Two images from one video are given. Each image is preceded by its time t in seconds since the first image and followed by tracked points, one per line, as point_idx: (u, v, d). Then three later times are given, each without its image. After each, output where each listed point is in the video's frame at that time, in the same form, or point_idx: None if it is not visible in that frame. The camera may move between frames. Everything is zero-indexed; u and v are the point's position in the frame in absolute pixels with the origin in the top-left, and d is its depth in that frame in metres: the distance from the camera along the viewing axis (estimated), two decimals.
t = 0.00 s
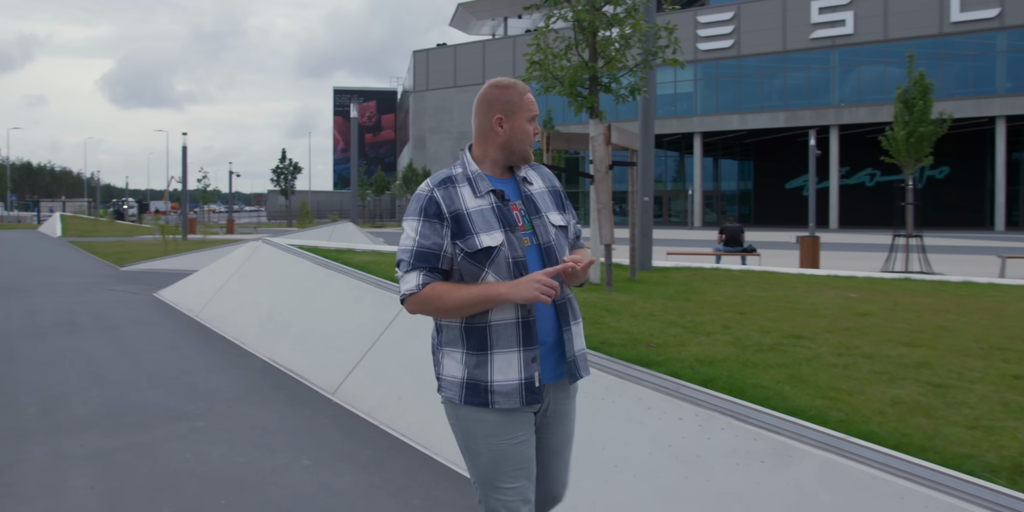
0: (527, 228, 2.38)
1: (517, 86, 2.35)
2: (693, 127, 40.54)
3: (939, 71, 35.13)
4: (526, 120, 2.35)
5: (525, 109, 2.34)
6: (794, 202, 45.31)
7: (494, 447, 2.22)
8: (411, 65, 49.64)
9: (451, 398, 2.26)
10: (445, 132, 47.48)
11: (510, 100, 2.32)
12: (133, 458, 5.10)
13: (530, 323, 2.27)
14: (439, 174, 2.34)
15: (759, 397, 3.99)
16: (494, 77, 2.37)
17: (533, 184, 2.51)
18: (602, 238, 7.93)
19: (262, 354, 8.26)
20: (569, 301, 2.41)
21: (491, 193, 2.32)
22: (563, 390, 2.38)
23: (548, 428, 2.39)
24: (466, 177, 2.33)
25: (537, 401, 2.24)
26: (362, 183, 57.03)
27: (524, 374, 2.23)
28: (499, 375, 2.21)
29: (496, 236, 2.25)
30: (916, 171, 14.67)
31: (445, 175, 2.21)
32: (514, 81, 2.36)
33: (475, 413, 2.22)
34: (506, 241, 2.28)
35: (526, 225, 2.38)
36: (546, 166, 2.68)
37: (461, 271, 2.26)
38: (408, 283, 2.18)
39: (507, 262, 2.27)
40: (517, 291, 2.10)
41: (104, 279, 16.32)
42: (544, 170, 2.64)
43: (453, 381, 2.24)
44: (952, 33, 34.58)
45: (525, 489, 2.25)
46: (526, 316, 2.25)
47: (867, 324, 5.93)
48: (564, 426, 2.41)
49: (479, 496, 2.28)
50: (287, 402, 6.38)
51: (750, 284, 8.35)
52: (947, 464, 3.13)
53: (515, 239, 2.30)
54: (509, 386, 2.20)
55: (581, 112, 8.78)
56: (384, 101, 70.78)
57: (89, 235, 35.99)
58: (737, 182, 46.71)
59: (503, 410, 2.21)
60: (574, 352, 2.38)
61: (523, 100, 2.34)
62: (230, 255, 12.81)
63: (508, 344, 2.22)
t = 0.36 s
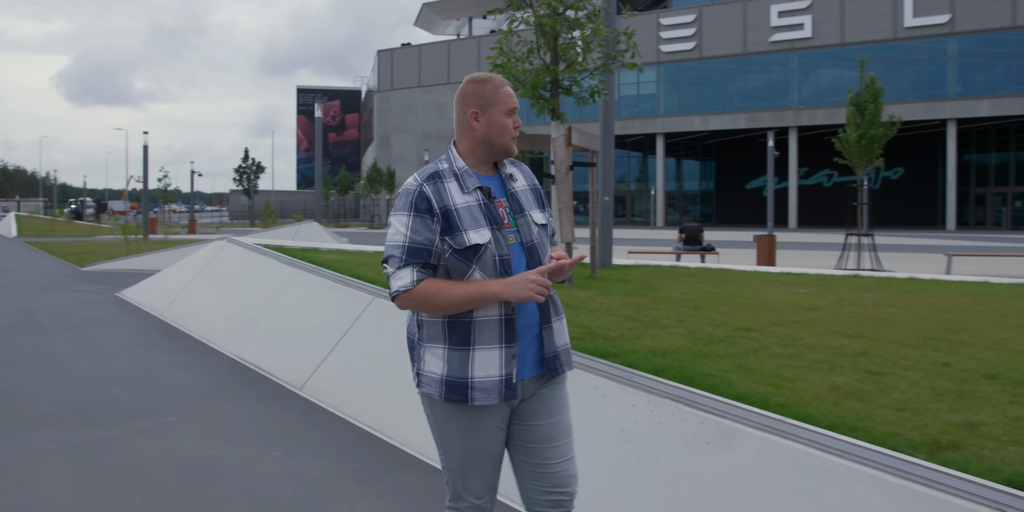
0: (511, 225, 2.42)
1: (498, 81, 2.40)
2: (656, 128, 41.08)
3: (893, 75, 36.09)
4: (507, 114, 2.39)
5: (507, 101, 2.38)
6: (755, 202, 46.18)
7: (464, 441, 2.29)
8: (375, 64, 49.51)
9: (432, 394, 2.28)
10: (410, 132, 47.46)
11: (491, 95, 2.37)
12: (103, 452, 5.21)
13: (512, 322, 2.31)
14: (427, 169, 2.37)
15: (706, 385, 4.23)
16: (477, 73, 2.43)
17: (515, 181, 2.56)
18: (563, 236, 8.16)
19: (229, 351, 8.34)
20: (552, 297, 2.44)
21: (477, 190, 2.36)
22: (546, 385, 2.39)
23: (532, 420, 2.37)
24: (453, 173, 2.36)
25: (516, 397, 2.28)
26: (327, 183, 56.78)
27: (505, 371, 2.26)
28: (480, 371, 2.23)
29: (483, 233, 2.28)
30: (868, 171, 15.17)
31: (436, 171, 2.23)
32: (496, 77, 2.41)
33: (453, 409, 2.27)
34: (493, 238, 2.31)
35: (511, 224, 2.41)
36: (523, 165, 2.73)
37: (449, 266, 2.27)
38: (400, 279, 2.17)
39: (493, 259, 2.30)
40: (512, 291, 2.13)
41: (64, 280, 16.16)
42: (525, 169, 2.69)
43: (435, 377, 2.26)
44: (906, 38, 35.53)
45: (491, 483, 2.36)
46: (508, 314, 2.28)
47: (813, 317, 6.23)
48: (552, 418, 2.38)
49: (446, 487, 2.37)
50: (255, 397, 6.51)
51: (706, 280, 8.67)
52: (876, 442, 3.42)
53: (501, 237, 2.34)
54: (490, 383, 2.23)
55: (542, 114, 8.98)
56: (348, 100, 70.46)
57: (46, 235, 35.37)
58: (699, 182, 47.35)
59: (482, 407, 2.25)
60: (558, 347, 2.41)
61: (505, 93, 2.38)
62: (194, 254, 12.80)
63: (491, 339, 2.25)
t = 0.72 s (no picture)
0: (502, 230, 2.40)
1: (484, 87, 2.37)
2: (619, 128, 41.50)
3: (850, 78, 36.96)
4: (484, 125, 2.36)
5: (486, 110, 2.34)
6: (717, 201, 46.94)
7: (437, 440, 2.33)
8: (340, 64, 49.32)
9: (412, 390, 2.33)
10: (375, 132, 47.36)
11: (471, 102, 2.34)
12: (71, 446, 5.28)
13: (495, 325, 2.29)
14: (424, 171, 2.42)
15: (655, 374, 4.46)
16: (470, 79, 2.40)
17: (515, 189, 2.53)
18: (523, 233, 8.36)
19: (194, 349, 8.39)
20: (541, 306, 2.39)
21: (470, 194, 2.38)
22: (528, 393, 2.35)
23: (512, 426, 2.33)
24: (448, 177, 2.40)
25: (492, 402, 2.26)
26: (291, 183, 56.42)
27: (482, 374, 2.25)
28: (458, 370, 2.25)
29: (469, 236, 2.29)
30: (822, 172, 15.61)
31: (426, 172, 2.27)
32: (485, 83, 2.38)
33: (431, 406, 2.30)
34: (479, 241, 2.31)
35: (503, 228, 2.40)
36: (533, 174, 2.70)
37: (433, 266, 2.30)
38: (385, 274, 2.24)
39: (478, 262, 2.30)
40: (490, 298, 2.16)
41: (23, 280, 16.01)
42: (533, 177, 2.66)
43: (416, 374, 2.31)
44: (862, 42, 36.42)
45: (463, 479, 2.40)
46: (489, 318, 2.27)
47: (761, 312, 6.50)
48: (531, 425, 2.34)
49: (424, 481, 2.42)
50: (220, 393, 6.60)
51: (663, 277, 8.94)
52: (808, 422, 3.69)
53: (488, 241, 2.33)
54: (466, 383, 2.25)
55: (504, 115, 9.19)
56: (312, 100, 70.04)
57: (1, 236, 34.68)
58: (663, 182, 47.85)
59: (457, 406, 2.27)
60: (543, 356, 2.36)
61: (485, 102, 2.34)
62: (156, 254, 12.76)
63: (469, 341, 2.26)
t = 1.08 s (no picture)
0: (505, 231, 2.46)
1: (498, 85, 2.44)
2: (587, 129, 41.81)
3: (812, 80, 37.64)
4: (496, 121, 2.43)
5: (497, 106, 2.41)
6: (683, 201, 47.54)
7: (443, 440, 2.32)
8: (307, 63, 49.07)
9: (415, 386, 2.41)
10: (342, 132, 47.17)
11: (484, 97, 2.42)
12: (37, 446, 5.34)
13: (493, 324, 2.36)
14: (436, 166, 2.53)
15: (607, 369, 4.68)
16: (487, 77, 2.49)
17: (527, 189, 2.56)
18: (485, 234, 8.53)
19: (160, 349, 8.44)
20: (542, 309, 2.43)
21: (477, 191, 2.46)
22: (526, 397, 2.41)
23: (514, 429, 2.41)
24: (459, 173, 2.50)
25: (489, 400, 2.31)
26: (257, 183, 55.99)
27: (478, 371, 2.31)
28: (456, 366, 2.32)
29: (469, 232, 2.38)
30: (781, 173, 15.99)
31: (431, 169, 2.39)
32: (499, 82, 2.45)
33: (431, 404, 2.34)
34: (480, 239, 2.39)
35: (505, 229, 2.46)
36: (557, 176, 2.72)
37: (436, 261, 2.41)
38: (389, 266, 2.37)
39: (477, 260, 2.39)
40: (481, 294, 2.23)
41: None
42: (552, 177, 2.68)
43: (417, 367, 2.41)
44: (824, 45, 37.17)
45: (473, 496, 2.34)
46: (488, 315, 2.34)
47: (715, 309, 6.75)
48: (528, 430, 2.43)
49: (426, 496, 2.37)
50: (187, 392, 6.68)
51: (624, 276, 9.19)
52: (749, 413, 3.91)
53: (489, 239, 2.41)
54: (463, 380, 2.30)
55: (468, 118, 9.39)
56: (278, 99, 69.46)
57: None
58: (630, 182, 48.31)
59: (454, 401, 2.31)
60: (540, 362, 2.40)
61: (496, 98, 2.41)
62: (122, 255, 12.71)
63: (467, 338, 2.34)
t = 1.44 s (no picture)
0: (485, 233, 2.39)
1: (478, 86, 2.39)
2: (553, 129, 42.03)
3: (775, 82, 38.23)
4: (477, 122, 2.37)
5: (477, 107, 2.36)
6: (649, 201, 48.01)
7: (436, 440, 2.25)
8: (273, 62, 48.75)
9: (395, 387, 2.35)
10: (308, 132, 46.93)
11: (464, 98, 2.37)
12: None
13: (472, 326, 2.30)
14: (417, 168, 2.45)
15: (565, 363, 4.89)
16: (468, 77, 2.43)
17: (508, 192, 2.48)
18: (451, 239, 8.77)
19: (124, 350, 8.44)
20: (521, 313, 2.39)
21: (457, 193, 2.38)
22: (504, 399, 2.38)
23: (491, 431, 2.43)
24: (439, 175, 2.41)
25: (469, 403, 2.26)
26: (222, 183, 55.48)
27: (458, 373, 2.26)
28: (435, 367, 2.26)
29: (447, 235, 2.32)
30: (741, 174, 16.34)
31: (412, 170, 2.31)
32: (479, 83, 2.40)
33: (409, 404, 2.30)
34: (458, 241, 2.33)
35: (485, 231, 2.39)
36: (542, 179, 2.65)
37: (413, 264, 2.36)
38: (366, 268, 2.31)
39: (455, 262, 2.32)
40: (454, 298, 2.19)
41: None
42: (536, 180, 2.61)
43: (398, 368, 2.35)
44: (787, 47, 37.82)
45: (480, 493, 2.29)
46: (466, 318, 2.28)
47: (672, 306, 6.94)
48: (503, 434, 2.44)
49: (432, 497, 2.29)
50: (152, 392, 6.73)
51: (586, 275, 9.37)
52: (697, 403, 4.10)
53: (468, 241, 2.34)
54: (442, 380, 2.25)
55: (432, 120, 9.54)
56: (243, 99, 68.77)
57: None
58: (596, 183, 48.78)
59: (434, 402, 2.26)
60: (515, 365, 2.36)
61: (475, 99, 2.36)
62: (84, 256, 12.63)
63: (446, 341, 2.28)
